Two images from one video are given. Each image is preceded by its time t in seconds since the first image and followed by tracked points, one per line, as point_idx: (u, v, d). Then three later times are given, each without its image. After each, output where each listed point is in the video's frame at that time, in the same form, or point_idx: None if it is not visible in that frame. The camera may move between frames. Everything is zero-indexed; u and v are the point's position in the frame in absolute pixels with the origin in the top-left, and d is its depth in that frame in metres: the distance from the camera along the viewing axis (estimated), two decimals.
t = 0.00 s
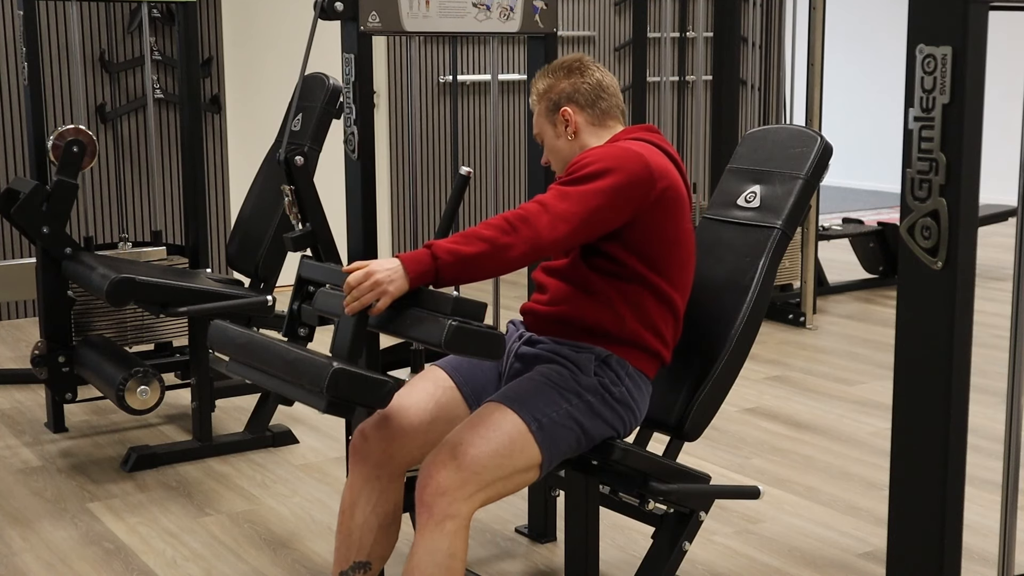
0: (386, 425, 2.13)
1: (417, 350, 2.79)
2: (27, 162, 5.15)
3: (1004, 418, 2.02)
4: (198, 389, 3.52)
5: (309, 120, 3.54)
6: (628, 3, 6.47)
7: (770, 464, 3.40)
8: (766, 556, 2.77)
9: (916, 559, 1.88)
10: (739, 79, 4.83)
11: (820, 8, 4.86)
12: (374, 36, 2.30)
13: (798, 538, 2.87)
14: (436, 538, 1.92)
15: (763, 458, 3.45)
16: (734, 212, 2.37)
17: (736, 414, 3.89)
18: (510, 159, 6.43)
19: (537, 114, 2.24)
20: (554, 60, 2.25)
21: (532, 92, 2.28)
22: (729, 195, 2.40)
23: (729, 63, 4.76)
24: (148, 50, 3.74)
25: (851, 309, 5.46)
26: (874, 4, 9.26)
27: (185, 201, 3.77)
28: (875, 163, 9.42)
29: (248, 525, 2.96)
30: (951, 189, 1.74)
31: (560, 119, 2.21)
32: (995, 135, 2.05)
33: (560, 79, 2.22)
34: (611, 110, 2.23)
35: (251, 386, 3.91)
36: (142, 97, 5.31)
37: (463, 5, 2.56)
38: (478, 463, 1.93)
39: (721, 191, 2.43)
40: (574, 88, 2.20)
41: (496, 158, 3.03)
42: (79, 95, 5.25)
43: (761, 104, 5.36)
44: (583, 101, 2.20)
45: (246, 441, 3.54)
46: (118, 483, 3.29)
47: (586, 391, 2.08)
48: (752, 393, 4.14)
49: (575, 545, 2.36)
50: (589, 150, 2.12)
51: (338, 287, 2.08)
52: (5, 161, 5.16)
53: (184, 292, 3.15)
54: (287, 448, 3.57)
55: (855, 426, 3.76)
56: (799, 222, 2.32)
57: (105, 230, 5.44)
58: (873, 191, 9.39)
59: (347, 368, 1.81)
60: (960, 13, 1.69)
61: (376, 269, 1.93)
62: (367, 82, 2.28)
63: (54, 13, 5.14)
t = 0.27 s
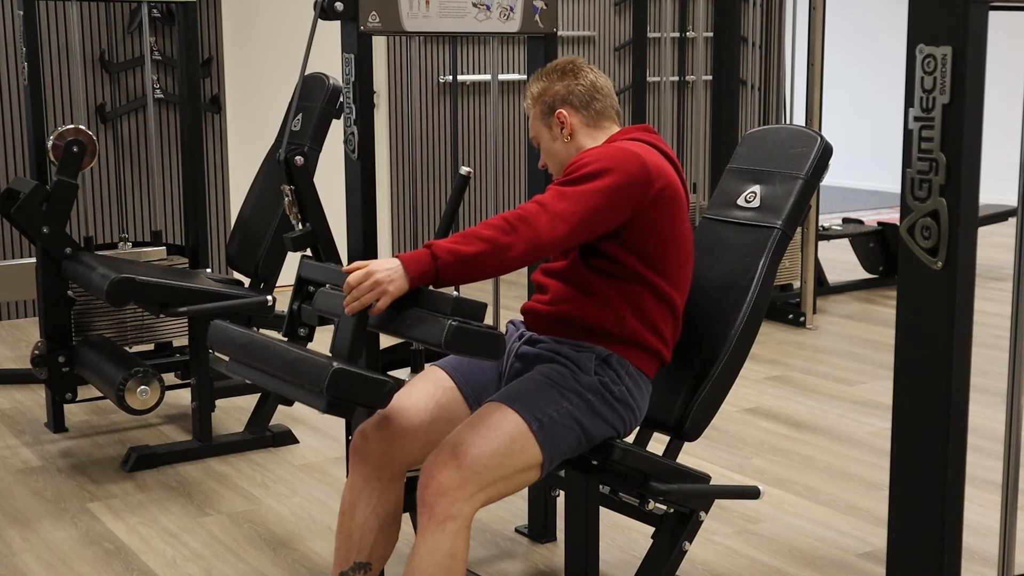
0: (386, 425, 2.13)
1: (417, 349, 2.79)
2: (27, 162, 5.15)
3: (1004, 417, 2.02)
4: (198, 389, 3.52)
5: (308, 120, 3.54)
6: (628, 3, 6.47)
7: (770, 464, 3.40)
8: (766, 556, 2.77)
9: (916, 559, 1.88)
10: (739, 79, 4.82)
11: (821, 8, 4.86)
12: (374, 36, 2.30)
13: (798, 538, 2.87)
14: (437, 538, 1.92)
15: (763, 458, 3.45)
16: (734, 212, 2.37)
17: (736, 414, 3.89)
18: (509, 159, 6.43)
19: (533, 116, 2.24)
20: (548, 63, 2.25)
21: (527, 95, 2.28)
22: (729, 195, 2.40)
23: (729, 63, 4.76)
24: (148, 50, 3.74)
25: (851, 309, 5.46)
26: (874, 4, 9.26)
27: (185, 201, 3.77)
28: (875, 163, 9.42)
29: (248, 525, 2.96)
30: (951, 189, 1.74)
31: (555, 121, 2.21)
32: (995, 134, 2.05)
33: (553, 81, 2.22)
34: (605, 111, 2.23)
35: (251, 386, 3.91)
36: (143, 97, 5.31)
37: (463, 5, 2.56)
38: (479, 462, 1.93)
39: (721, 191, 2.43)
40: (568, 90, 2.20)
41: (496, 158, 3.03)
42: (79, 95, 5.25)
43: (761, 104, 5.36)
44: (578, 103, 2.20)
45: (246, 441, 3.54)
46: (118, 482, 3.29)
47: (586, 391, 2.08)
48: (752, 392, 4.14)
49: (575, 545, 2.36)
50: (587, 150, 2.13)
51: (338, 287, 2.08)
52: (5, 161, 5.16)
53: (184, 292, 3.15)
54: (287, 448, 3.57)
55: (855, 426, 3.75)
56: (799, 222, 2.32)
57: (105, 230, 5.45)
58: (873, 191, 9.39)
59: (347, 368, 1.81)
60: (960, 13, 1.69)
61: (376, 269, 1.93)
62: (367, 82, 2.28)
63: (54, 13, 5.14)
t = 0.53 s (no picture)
0: (386, 425, 2.13)
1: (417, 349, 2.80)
2: (27, 162, 5.15)
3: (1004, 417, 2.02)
4: (198, 389, 3.52)
5: (308, 120, 3.54)
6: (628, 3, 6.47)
7: (770, 464, 3.40)
8: (766, 556, 2.77)
9: (916, 559, 1.88)
10: (739, 79, 4.83)
11: (820, 8, 4.86)
12: (374, 36, 2.30)
13: (798, 538, 2.87)
14: (436, 538, 1.92)
15: (763, 458, 3.45)
16: (734, 212, 2.37)
17: (736, 414, 3.89)
18: (509, 159, 6.43)
19: (536, 117, 2.24)
20: (551, 63, 2.25)
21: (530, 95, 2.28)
22: (729, 195, 2.40)
23: (729, 63, 4.76)
24: (148, 50, 3.74)
25: (851, 309, 5.46)
26: (874, 4, 9.26)
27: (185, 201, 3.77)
28: (875, 163, 9.42)
29: (248, 525, 2.96)
30: (951, 189, 1.74)
31: (558, 121, 2.21)
32: (995, 134, 2.05)
33: (557, 82, 2.22)
34: (609, 111, 2.23)
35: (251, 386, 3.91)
36: (143, 97, 5.31)
37: (463, 5, 2.56)
38: (478, 462, 1.93)
39: (721, 191, 2.43)
40: (571, 90, 2.20)
41: (496, 158, 3.03)
42: (79, 95, 5.25)
43: (761, 104, 5.36)
44: (581, 103, 2.20)
45: (246, 441, 3.54)
46: (118, 483, 3.29)
47: (586, 391, 2.08)
48: (752, 392, 4.14)
49: (575, 545, 2.36)
50: (587, 149, 2.13)
51: (338, 287, 2.08)
52: (5, 161, 5.16)
53: (184, 292, 3.16)
54: (287, 448, 3.57)
55: (855, 426, 3.75)
56: (799, 222, 2.32)
57: (105, 230, 5.45)
58: (873, 191, 9.39)
59: (347, 368, 1.81)
60: (960, 13, 1.69)
61: (376, 269, 1.93)
62: (367, 82, 2.28)
63: (54, 13, 5.14)
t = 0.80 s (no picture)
0: (386, 425, 2.13)
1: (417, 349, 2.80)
2: (27, 162, 5.15)
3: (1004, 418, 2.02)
4: (198, 389, 3.52)
5: (309, 120, 3.54)
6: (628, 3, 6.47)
7: (770, 464, 3.40)
8: (766, 555, 2.77)
9: (916, 559, 1.88)
10: (739, 79, 4.83)
11: (821, 8, 4.86)
12: (374, 36, 2.30)
13: (798, 538, 2.87)
14: (434, 537, 1.92)
15: (763, 458, 3.45)
16: (734, 212, 2.37)
17: (736, 414, 3.89)
18: (509, 159, 6.43)
19: (539, 113, 2.24)
20: (556, 59, 2.25)
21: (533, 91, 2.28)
22: (729, 195, 2.40)
23: (729, 63, 4.76)
24: (148, 50, 3.74)
25: (851, 309, 5.46)
26: (874, 4, 9.26)
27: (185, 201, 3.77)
28: (875, 163, 9.42)
29: (248, 525, 2.96)
30: (951, 189, 1.74)
31: (561, 116, 2.21)
32: (995, 134, 2.05)
33: (561, 78, 2.22)
34: (612, 110, 2.23)
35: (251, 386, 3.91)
36: (142, 97, 5.31)
37: (463, 5, 2.56)
38: (477, 462, 1.93)
39: (721, 191, 2.43)
40: (575, 87, 2.20)
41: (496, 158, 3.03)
42: (79, 95, 5.25)
43: (761, 104, 5.36)
44: (585, 100, 2.20)
45: (246, 441, 3.54)
46: (118, 483, 3.29)
47: (584, 391, 2.08)
48: (752, 392, 4.14)
49: (575, 545, 2.36)
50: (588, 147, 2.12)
51: (338, 287, 2.08)
52: (5, 161, 5.16)
53: (184, 292, 3.15)
54: (287, 448, 3.57)
55: (855, 426, 3.75)
56: (799, 222, 2.32)
57: (105, 230, 5.44)
58: (873, 191, 9.39)
59: (347, 368, 1.81)
60: (960, 13, 1.69)
61: (376, 269, 1.93)
62: (367, 82, 2.28)
63: (54, 13, 5.14)
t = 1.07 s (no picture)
0: (384, 425, 2.12)
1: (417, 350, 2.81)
2: (27, 162, 5.15)
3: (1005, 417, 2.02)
4: (198, 389, 3.52)
5: (309, 120, 3.54)
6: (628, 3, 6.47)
7: (770, 464, 3.40)
8: (766, 556, 2.77)
9: (916, 559, 1.88)
10: (739, 79, 4.82)
11: (821, 8, 4.86)
12: (374, 36, 2.30)
13: (798, 538, 2.87)
14: (436, 532, 1.92)
15: (763, 458, 3.45)
16: (734, 212, 2.37)
17: (736, 414, 3.89)
18: (509, 159, 6.43)
19: (537, 103, 2.23)
20: (554, 50, 2.23)
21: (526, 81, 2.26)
22: (729, 195, 2.40)
23: (729, 63, 4.76)
24: (148, 50, 3.74)
25: (851, 309, 5.46)
26: (874, 4, 9.26)
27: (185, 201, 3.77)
28: (875, 163, 9.42)
29: (248, 525, 2.96)
30: (951, 189, 1.74)
31: (562, 107, 2.21)
32: (995, 134, 2.05)
33: (562, 69, 2.21)
34: (612, 104, 2.24)
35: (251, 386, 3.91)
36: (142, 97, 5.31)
37: (463, 5, 2.56)
38: (477, 457, 1.93)
39: (721, 191, 2.43)
40: (579, 79, 2.20)
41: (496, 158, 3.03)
42: (79, 95, 5.25)
43: (761, 104, 5.36)
44: (587, 92, 2.20)
45: (246, 441, 3.54)
46: (118, 483, 3.29)
47: (584, 389, 2.08)
48: (752, 392, 4.14)
49: (575, 545, 2.36)
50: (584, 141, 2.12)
51: (338, 287, 2.08)
52: (5, 161, 5.16)
53: (184, 292, 3.15)
54: (287, 448, 3.57)
55: (855, 427, 3.75)
56: (799, 222, 2.32)
57: (105, 230, 5.44)
58: (873, 191, 9.39)
59: (347, 368, 1.81)
60: (960, 13, 1.69)
61: (376, 269, 1.92)
62: (367, 82, 2.27)
63: (54, 13, 5.14)
